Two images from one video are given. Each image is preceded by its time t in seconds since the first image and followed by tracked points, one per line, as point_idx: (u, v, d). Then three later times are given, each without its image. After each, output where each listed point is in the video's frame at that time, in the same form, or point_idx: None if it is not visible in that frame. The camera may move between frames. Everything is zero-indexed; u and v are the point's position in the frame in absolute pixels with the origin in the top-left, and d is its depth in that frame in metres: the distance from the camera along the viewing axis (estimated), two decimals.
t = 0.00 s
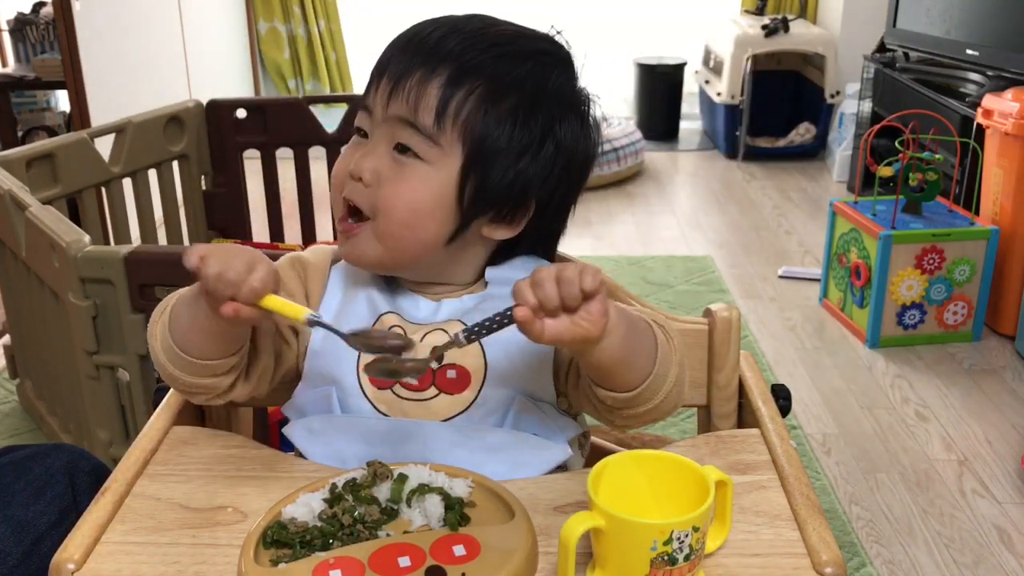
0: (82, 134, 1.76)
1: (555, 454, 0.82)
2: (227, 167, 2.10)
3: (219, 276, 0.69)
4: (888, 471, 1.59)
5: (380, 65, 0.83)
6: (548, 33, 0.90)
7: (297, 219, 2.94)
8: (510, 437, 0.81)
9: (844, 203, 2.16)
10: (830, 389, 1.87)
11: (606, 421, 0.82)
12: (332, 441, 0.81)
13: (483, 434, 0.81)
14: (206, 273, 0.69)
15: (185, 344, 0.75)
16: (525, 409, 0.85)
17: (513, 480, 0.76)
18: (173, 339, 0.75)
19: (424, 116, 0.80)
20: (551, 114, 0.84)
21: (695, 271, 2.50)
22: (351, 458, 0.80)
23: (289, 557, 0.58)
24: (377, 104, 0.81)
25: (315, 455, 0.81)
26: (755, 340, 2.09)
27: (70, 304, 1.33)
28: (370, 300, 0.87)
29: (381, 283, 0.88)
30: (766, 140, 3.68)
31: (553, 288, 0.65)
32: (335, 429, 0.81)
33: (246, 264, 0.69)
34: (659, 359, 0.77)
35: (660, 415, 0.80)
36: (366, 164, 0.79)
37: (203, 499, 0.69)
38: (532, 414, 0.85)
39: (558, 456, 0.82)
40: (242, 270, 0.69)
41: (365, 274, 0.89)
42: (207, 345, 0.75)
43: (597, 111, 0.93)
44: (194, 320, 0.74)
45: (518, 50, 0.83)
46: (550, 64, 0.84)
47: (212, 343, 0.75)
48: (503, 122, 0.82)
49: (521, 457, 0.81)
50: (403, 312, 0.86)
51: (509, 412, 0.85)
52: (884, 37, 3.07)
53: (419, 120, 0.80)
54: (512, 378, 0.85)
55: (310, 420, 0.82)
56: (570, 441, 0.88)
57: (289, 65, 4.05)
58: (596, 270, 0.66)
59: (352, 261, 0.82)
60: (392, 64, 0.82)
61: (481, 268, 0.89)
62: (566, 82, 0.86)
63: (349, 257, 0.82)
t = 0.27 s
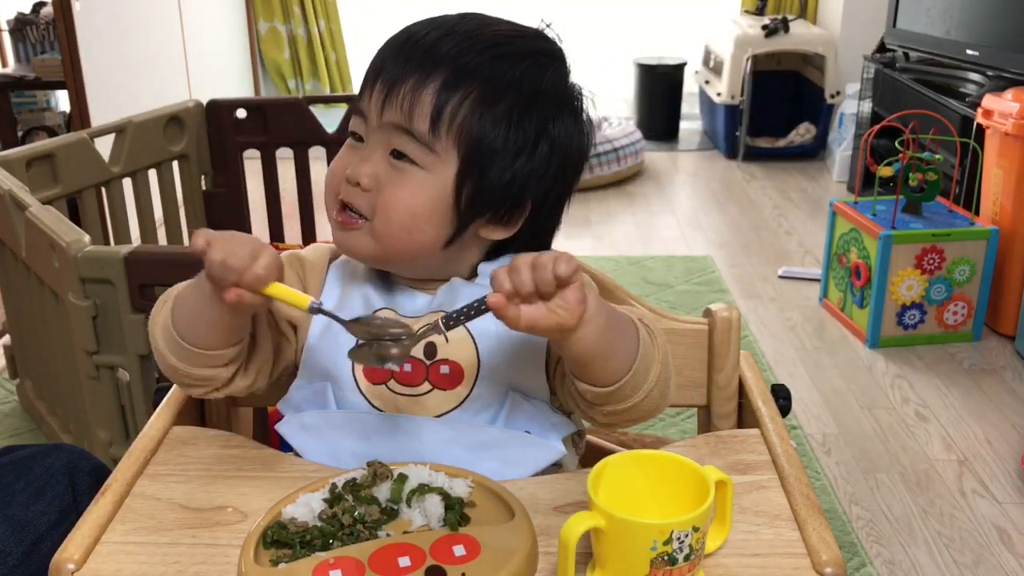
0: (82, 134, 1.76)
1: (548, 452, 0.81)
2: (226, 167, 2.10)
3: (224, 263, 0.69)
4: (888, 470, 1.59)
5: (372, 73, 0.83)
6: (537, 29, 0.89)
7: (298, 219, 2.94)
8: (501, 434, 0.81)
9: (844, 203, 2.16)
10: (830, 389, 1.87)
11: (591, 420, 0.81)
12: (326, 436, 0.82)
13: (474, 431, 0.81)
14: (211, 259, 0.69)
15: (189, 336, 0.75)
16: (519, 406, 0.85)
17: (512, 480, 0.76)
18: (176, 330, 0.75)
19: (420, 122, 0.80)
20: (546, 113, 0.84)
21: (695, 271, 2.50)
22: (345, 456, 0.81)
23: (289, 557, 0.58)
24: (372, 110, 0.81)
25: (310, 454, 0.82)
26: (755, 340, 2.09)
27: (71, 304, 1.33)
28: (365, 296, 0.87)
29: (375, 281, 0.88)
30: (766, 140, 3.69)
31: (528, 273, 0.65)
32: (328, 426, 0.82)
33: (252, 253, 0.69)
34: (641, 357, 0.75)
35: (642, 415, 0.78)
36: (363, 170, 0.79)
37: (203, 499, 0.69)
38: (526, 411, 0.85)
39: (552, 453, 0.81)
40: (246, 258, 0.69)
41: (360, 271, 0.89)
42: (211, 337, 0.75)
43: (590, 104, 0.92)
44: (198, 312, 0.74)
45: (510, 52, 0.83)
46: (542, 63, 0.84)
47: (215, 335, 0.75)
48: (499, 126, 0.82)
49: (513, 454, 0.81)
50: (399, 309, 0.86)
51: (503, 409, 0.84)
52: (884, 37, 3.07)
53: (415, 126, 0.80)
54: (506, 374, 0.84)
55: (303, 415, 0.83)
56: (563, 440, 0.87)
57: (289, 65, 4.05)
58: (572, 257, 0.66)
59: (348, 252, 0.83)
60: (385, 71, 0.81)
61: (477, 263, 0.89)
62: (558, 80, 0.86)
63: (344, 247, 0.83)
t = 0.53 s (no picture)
0: (82, 134, 1.76)
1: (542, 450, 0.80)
2: (226, 167, 2.09)
3: (217, 272, 0.69)
4: (888, 470, 1.59)
5: (365, 75, 0.83)
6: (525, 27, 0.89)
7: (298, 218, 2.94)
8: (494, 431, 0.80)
9: (845, 203, 2.16)
10: (830, 389, 1.87)
11: (580, 414, 0.80)
12: (320, 434, 0.81)
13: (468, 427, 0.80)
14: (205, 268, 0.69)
15: (187, 344, 0.75)
16: (512, 403, 0.84)
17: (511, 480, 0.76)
18: (173, 337, 0.75)
19: (415, 125, 0.80)
20: (539, 113, 0.84)
21: (695, 271, 2.50)
22: (342, 456, 0.81)
23: (289, 557, 0.58)
24: (366, 113, 0.81)
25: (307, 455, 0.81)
26: (755, 340, 2.09)
27: (70, 304, 1.33)
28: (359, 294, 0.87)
29: (368, 280, 0.88)
30: (766, 140, 3.69)
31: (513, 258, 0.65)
32: (323, 424, 0.81)
33: (244, 261, 0.69)
34: (626, 349, 0.74)
35: (624, 408, 0.77)
36: (359, 172, 0.79)
37: (203, 499, 0.69)
38: (519, 409, 0.84)
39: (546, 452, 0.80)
40: (238, 265, 0.69)
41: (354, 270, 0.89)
42: (207, 344, 0.76)
43: (580, 102, 0.93)
44: (193, 320, 0.74)
45: (503, 52, 0.83)
46: (534, 64, 0.84)
47: (212, 343, 0.76)
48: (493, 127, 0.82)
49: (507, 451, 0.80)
50: (395, 306, 0.86)
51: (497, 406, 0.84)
52: (884, 36, 3.07)
53: (411, 129, 0.80)
54: (500, 370, 0.84)
55: (296, 414, 0.82)
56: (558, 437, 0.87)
57: (289, 65, 4.05)
58: (560, 244, 0.65)
59: (344, 252, 0.82)
60: (379, 74, 0.81)
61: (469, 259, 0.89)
62: (550, 79, 0.86)
63: (341, 249, 0.82)
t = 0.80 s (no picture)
0: (82, 134, 1.76)
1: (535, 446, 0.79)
2: (226, 167, 2.09)
3: (246, 277, 0.68)
4: (888, 471, 1.59)
5: (361, 70, 0.83)
6: (518, 26, 0.89)
7: (298, 218, 2.94)
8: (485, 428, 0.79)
9: (845, 203, 2.16)
10: (830, 389, 1.87)
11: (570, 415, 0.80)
12: (315, 432, 0.81)
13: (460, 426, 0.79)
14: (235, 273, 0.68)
15: (198, 344, 0.75)
16: (507, 400, 0.83)
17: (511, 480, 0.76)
18: (186, 339, 0.76)
19: (414, 117, 0.80)
20: (535, 108, 0.84)
21: (695, 271, 2.50)
22: (337, 453, 0.80)
23: (289, 557, 0.58)
24: (363, 107, 0.81)
25: (303, 453, 0.81)
26: (755, 340, 2.09)
27: (70, 304, 1.33)
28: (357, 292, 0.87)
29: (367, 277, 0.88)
30: (766, 140, 3.69)
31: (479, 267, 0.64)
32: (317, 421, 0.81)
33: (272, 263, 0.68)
34: (604, 350, 0.74)
35: (606, 409, 0.77)
36: (356, 165, 0.79)
37: (203, 499, 0.69)
38: (514, 405, 0.83)
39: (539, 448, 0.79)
40: (267, 270, 0.68)
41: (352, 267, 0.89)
42: (222, 342, 0.75)
43: (573, 101, 0.93)
44: (209, 321, 0.74)
45: (499, 48, 0.83)
46: (529, 59, 0.85)
47: (228, 341, 0.76)
48: (489, 121, 0.82)
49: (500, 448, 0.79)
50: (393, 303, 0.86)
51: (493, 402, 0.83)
52: (884, 36, 3.07)
53: (409, 121, 0.80)
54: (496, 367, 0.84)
55: (289, 412, 0.81)
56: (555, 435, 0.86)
57: (289, 65, 4.06)
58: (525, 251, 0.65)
59: (347, 250, 0.82)
60: (375, 68, 0.81)
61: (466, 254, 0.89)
62: (545, 75, 0.86)
63: (342, 247, 0.82)
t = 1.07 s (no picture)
0: (82, 134, 1.76)
1: (535, 444, 0.79)
2: (226, 167, 2.09)
3: (216, 259, 0.69)
4: (888, 470, 1.59)
5: (370, 68, 0.82)
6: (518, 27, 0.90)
7: (298, 218, 2.94)
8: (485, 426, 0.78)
9: (845, 203, 2.16)
10: (830, 389, 1.87)
11: (577, 408, 0.80)
12: (315, 429, 0.80)
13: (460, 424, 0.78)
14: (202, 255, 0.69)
15: (186, 331, 0.76)
16: (509, 398, 0.83)
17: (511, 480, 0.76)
18: (172, 325, 0.76)
19: (426, 113, 0.80)
20: (541, 107, 0.85)
21: (695, 271, 2.50)
22: (337, 450, 0.79)
23: (289, 557, 0.58)
24: (374, 104, 0.81)
25: (303, 450, 0.80)
26: (755, 340, 2.09)
27: (70, 304, 1.33)
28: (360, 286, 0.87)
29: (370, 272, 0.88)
30: (766, 140, 3.69)
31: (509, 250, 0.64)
32: (316, 418, 0.79)
33: (239, 245, 0.70)
34: (619, 342, 0.74)
35: (618, 402, 0.77)
36: (369, 162, 0.79)
37: (203, 499, 0.69)
38: (516, 403, 0.83)
39: (538, 446, 0.79)
40: (234, 251, 0.69)
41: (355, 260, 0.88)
42: (204, 331, 0.76)
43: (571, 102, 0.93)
44: (190, 306, 0.75)
45: (506, 47, 0.83)
46: (534, 58, 0.85)
47: (211, 329, 0.76)
48: (499, 118, 0.82)
49: (500, 446, 0.79)
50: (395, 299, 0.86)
51: (495, 400, 0.83)
52: (884, 36, 3.07)
53: (421, 117, 0.80)
54: (498, 364, 0.84)
55: (290, 409, 0.80)
56: (556, 433, 0.86)
57: (289, 65, 4.06)
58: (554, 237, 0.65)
59: (363, 255, 0.81)
60: (385, 66, 0.81)
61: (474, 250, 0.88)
62: (549, 75, 0.87)
63: (358, 251, 0.81)
